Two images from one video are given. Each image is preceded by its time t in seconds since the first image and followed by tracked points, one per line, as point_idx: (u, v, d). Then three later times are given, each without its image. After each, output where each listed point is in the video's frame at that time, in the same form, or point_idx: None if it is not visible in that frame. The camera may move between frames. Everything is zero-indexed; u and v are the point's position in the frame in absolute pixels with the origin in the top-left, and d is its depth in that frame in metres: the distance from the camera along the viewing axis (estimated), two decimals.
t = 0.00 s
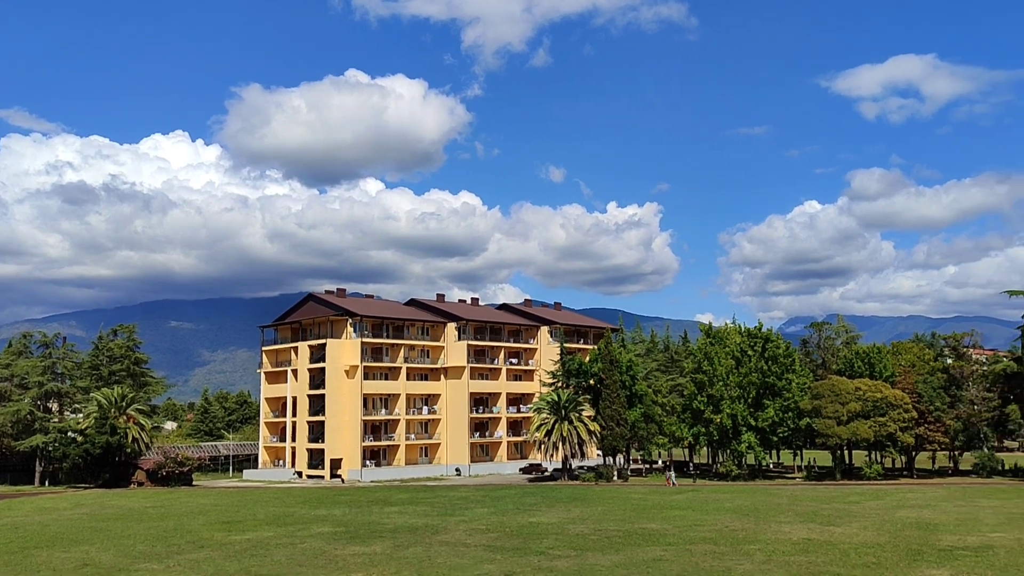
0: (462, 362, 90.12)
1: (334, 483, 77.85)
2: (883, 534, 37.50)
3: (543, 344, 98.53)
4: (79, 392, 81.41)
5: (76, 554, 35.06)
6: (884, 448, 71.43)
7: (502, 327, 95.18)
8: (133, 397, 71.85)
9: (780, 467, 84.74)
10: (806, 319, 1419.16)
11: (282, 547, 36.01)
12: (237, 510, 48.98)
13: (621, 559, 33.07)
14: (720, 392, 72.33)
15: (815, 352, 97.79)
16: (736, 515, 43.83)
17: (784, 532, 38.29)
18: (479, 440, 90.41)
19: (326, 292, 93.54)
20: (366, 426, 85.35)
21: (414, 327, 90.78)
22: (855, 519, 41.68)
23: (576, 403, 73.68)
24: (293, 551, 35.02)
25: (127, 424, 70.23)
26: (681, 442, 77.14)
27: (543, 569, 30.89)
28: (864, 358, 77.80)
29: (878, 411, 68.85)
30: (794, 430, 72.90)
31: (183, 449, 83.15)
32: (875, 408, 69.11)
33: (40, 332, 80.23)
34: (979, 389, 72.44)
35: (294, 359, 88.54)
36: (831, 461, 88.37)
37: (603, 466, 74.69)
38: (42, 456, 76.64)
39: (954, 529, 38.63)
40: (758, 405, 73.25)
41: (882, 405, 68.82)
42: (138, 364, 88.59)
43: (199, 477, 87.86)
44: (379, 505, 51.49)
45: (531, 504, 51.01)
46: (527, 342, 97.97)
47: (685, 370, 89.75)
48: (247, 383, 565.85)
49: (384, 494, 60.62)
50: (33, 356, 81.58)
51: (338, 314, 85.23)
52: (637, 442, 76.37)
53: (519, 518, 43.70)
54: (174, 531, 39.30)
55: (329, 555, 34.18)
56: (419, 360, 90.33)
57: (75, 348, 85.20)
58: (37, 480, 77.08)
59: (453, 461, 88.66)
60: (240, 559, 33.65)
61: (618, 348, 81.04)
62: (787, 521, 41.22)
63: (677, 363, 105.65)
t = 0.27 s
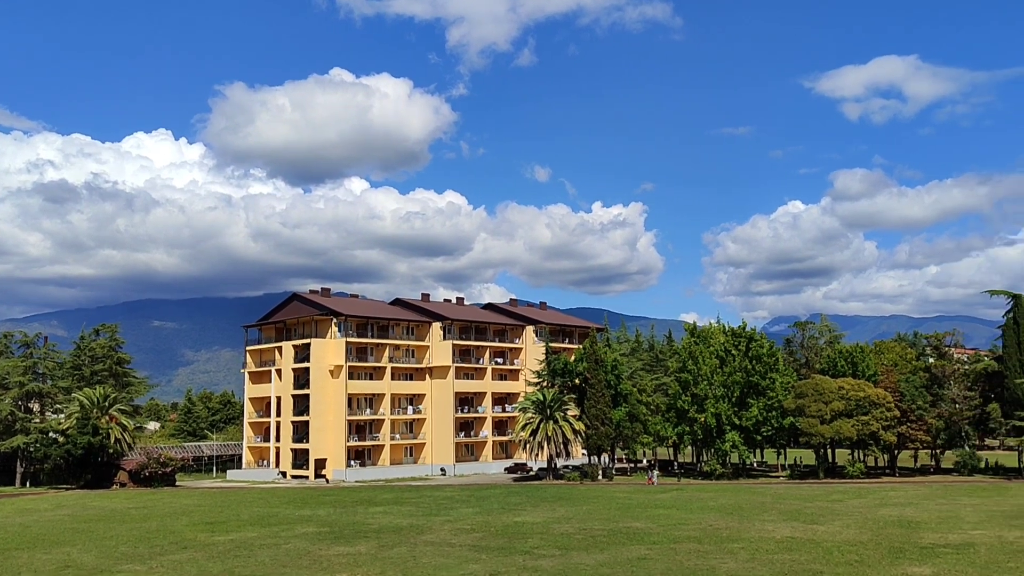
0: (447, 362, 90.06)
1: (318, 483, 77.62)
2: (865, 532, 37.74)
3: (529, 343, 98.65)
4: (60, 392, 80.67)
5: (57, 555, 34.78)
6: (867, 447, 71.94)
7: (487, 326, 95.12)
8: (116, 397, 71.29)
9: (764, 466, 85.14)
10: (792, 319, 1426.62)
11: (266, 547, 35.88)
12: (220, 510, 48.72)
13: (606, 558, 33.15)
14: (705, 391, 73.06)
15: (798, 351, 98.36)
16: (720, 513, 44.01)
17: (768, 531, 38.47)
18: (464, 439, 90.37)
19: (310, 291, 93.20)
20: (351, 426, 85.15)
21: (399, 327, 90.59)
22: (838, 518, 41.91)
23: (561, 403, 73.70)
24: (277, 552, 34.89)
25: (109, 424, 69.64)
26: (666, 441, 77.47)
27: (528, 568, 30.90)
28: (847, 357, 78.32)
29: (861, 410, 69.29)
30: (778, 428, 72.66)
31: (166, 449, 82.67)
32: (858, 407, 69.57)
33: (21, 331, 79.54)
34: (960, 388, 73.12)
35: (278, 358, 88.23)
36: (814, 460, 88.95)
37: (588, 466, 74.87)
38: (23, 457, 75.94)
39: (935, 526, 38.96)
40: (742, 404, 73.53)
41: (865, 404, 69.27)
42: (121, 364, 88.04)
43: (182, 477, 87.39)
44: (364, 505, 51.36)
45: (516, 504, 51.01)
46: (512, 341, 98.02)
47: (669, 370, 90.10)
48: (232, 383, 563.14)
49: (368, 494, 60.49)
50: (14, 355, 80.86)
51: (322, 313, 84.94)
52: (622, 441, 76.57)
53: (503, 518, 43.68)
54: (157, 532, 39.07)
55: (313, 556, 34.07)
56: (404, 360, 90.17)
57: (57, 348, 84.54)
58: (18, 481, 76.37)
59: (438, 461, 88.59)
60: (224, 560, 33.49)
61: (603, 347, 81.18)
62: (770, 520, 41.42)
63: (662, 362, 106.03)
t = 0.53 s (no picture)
0: (435, 363, 90.01)
1: (306, 484, 77.40)
2: (851, 532, 37.92)
3: (517, 344, 98.69)
4: (45, 392, 80.11)
5: (42, 558, 34.56)
6: (853, 447, 72.32)
7: (475, 327, 95.06)
8: (101, 399, 70.76)
9: (751, 466, 85.50)
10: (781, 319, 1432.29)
11: (253, 549, 35.77)
12: (207, 512, 48.53)
13: (593, 558, 33.20)
14: (692, 392, 73.37)
15: (785, 352, 98.76)
16: (708, 513, 44.15)
17: (755, 531, 38.60)
18: (452, 440, 90.34)
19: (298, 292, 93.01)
20: (338, 427, 84.97)
21: (387, 328, 90.45)
22: (824, 518, 42.09)
23: (548, 403, 73.73)
24: (264, 554, 34.78)
25: (94, 426, 69.10)
26: (653, 441, 77.69)
27: (516, 569, 30.92)
28: (833, 358, 78.74)
29: (847, 410, 69.69)
30: (765, 429, 73.07)
31: (152, 451, 82.22)
32: (844, 407, 69.97)
33: (6, 332, 78.96)
34: (945, 388, 73.60)
35: (265, 359, 87.96)
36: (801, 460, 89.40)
37: (576, 466, 75.02)
38: (7, 458, 75.25)
39: (920, 526, 39.19)
40: (729, 405, 73.86)
41: (851, 404, 69.68)
42: (107, 365, 87.60)
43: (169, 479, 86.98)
44: (352, 507, 51.25)
45: (504, 505, 51.01)
46: (500, 342, 98.06)
47: (657, 370, 90.32)
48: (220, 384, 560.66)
49: (356, 495, 60.35)
50: None
51: (310, 314, 84.73)
52: (610, 441, 76.71)
53: (491, 519, 43.67)
54: (143, 534, 38.89)
55: (301, 557, 33.97)
56: (391, 361, 90.07)
57: (42, 349, 84.01)
58: (2, 483, 75.68)
59: (425, 462, 88.49)
60: (211, 562, 33.35)
61: (590, 347, 81.28)
62: (757, 520, 41.54)
63: (650, 363, 106.28)
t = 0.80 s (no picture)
0: (424, 363, 89.98)
1: (294, 485, 77.20)
2: (839, 533, 38.06)
3: (506, 345, 98.73)
4: (31, 392, 79.62)
5: (27, 559, 34.33)
6: (840, 447, 72.67)
7: (465, 328, 94.98)
8: (88, 398, 70.35)
9: (738, 467, 85.82)
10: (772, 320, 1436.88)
11: (241, 549, 35.64)
12: (195, 512, 48.35)
13: (582, 559, 33.22)
14: (681, 392, 73.46)
15: (773, 353, 99.09)
16: (696, 514, 44.27)
17: (743, 531, 38.71)
18: (441, 441, 90.25)
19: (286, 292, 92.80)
20: (327, 427, 84.80)
21: (376, 328, 90.33)
22: (812, 518, 42.25)
23: (538, 404, 73.87)
24: (252, 554, 34.67)
25: (81, 426, 68.64)
26: (642, 442, 77.81)
27: (505, 569, 30.92)
28: (821, 359, 79.13)
29: (834, 411, 70.00)
30: (753, 429, 73.32)
31: (139, 451, 81.84)
32: (831, 408, 70.27)
33: None
34: (932, 390, 74.04)
35: (253, 359, 87.74)
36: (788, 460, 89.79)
37: (565, 466, 75.24)
38: None
39: (907, 526, 39.39)
40: (717, 406, 74.12)
41: (838, 405, 69.99)
42: (93, 365, 87.19)
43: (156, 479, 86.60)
44: (340, 507, 51.12)
45: (493, 505, 50.99)
46: (489, 342, 98.10)
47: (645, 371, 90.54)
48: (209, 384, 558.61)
49: (345, 496, 60.22)
50: None
51: (299, 314, 84.57)
52: (599, 442, 76.78)
53: (480, 519, 43.64)
54: (129, 535, 38.71)
55: (289, 558, 33.86)
56: (380, 361, 89.93)
57: (28, 349, 83.55)
58: None
59: (414, 462, 88.39)
60: (198, 563, 33.21)
61: (580, 348, 81.37)
62: (745, 521, 41.65)
63: (638, 364, 106.46)
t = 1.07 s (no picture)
0: (414, 364, 89.92)
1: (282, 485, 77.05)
2: (826, 534, 38.22)
3: (496, 345, 98.76)
4: (18, 391, 79.25)
5: (13, 559, 34.13)
6: (828, 449, 73.06)
7: (454, 328, 94.92)
8: (75, 398, 70.06)
9: (727, 468, 86.18)
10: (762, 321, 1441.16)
11: (229, 550, 35.53)
12: (183, 512, 48.20)
13: (571, 559, 33.26)
14: (670, 394, 73.36)
15: (762, 354, 99.40)
16: (684, 515, 44.41)
17: (732, 532, 38.83)
18: (430, 441, 90.19)
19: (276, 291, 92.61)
20: (316, 427, 84.64)
21: (366, 328, 90.19)
22: (800, 519, 42.43)
23: (527, 405, 73.88)
24: (239, 555, 34.56)
25: (67, 425, 68.34)
26: (631, 443, 77.96)
27: (494, 570, 30.91)
28: (809, 361, 79.50)
29: (822, 412, 70.31)
30: (741, 431, 73.85)
31: (126, 451, 81.51)
32: (819, 410, 70.56)
33: None
34: (919, 392, 74.49)
35: (242, 359, 87.53)
36: (775, 462, 90.16)
37: (554, 467, 75.47)
38: None
39: (895, 528, 39.57)
40: (706, 407, 74.41)
41: (827, 407, 70.29)
42: (80, 364, 86.83)
43: (143, 479, 86.27)
44: (329, 507, 51.01)
45: (482, 506, 51.02)
46: (479, 343, 98.11)
47: (634, 372, 90.76)
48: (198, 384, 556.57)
49: (334, 496, 60.09)
50: None
51: (288, 314, 84.41)
52: (588, 443, 76.91)
53: (469, 520, 43.65)
54: (116, 535, 38.55)
55: (277, 558, 33.75)
56: (370, 361, 89.81)
57: (15, 348, 83.14)
58: None
59: (403, 463, 88.33)
60: (185, 563, 33.09)
61: (569, 349, 81.45)
62: (734, 522, 41.78)
63: (628, 365, 106.66)
